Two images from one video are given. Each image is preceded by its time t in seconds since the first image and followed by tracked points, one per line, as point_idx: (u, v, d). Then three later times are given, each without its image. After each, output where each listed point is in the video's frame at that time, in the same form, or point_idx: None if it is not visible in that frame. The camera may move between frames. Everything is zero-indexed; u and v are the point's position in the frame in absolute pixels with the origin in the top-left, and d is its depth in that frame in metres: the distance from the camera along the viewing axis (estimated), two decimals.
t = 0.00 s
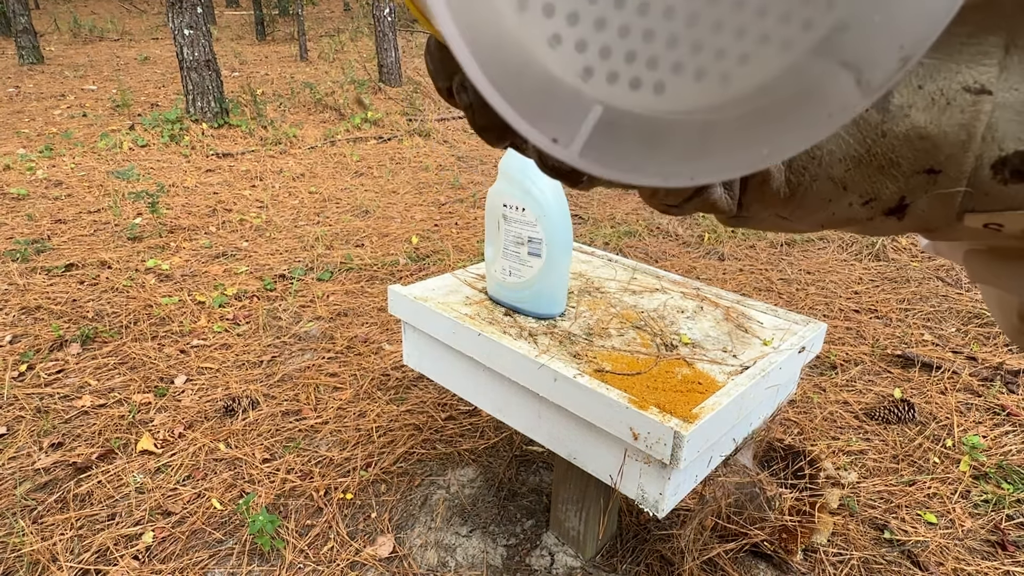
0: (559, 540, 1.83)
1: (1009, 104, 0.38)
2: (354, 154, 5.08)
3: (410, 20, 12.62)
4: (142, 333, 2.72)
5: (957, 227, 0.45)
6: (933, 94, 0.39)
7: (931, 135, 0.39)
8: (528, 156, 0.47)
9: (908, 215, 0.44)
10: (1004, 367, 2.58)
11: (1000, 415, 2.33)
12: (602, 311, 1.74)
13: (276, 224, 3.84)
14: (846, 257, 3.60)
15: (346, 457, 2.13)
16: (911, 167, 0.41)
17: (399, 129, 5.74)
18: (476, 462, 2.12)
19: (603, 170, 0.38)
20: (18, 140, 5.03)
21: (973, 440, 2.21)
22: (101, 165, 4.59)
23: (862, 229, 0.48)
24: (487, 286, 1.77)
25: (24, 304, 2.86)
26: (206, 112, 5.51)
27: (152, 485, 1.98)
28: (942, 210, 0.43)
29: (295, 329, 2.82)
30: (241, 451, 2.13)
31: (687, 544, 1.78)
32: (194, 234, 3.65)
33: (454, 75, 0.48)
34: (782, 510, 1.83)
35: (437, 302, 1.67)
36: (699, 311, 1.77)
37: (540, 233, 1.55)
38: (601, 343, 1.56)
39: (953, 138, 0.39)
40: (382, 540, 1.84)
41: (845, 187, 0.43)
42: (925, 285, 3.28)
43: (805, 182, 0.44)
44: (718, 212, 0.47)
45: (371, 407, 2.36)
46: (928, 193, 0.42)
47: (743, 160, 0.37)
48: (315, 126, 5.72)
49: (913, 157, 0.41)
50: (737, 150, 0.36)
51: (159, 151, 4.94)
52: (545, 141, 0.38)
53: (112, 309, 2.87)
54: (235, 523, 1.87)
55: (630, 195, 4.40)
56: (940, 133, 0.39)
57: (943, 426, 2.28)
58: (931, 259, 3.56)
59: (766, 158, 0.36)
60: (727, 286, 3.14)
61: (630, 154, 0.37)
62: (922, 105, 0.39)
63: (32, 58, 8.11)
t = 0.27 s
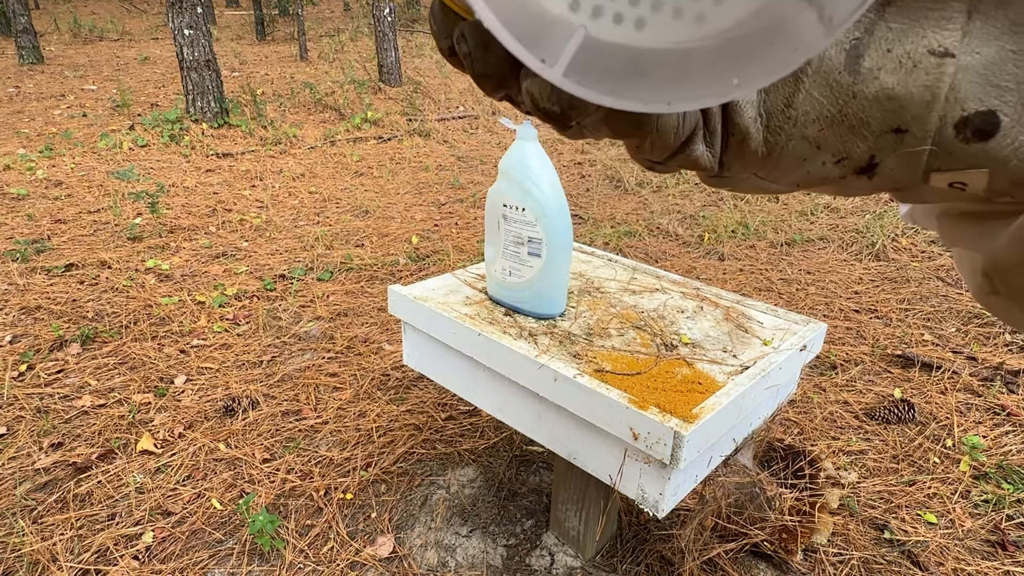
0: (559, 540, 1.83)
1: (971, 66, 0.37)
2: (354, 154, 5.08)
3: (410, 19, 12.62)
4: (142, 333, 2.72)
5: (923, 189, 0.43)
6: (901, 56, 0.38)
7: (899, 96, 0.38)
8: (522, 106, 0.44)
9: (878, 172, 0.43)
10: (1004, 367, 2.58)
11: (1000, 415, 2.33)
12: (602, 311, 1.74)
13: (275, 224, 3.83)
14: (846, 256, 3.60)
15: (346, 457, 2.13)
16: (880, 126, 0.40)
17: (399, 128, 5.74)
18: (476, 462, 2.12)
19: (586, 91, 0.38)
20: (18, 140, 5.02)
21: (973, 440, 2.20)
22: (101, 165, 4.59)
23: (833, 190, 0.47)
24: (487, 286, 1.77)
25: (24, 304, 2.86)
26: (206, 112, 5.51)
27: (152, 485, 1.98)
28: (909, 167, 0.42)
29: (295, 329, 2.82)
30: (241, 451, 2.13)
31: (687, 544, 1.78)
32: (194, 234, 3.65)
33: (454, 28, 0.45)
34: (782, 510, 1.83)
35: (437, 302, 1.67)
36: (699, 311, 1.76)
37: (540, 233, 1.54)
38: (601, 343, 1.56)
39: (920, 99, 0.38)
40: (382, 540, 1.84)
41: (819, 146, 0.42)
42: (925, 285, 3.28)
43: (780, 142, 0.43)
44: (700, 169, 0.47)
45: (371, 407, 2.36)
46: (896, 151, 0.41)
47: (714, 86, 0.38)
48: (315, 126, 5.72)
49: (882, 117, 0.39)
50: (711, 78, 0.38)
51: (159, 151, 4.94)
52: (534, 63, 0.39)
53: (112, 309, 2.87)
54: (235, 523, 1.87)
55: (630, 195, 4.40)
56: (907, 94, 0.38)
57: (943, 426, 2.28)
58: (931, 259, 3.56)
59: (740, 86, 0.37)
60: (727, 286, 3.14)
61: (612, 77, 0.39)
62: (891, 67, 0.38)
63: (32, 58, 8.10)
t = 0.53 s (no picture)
0: (559, 540, 1.83)
1: (949, 54, 0.37)
2: (354, 154, 5.08)
3: (410, 19, 12.62)
4: (142, 333, 2.72)
5: (902, 174, 0.43)
6: (881, 43, 0.38)
7: (878, 81, 0.39)
8: (514, 87, 0.46)
9: (858, 157, 0.43)
10: (1004, 367, 2.58)
11: (1000, 415, 2.33)
12: (602, 311, 1.74)
13: (276, 224, 3.84)
14: (846, 256, 3.61)
15: (346, 457, 2.13)
16: (860, 111, 0.40)
17: (399, 129, 5.74)
18: (476, 462, 2.12)
19: (573, 77, 0.40)
20: (18, 140, 5.02)
21: (973, 440, 2.20)
22: (101, 165, 4.59)
23: (816, 171, 0.47)
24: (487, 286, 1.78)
25: (24, 304, 2.86)
26: (206, 112, 5.51)
27: (152, 485, 1.98)
28: (889, 153, 0.42)
29: (295, 329, 2.82)
30: (241, 451, 2.13)
31: (687, 544, 1.78)
32: (194, 234, 3.65)
33: (447, 6, 0.44)
34: (781, 510, 1.82)
35: (437, 302, 1.67)
36: (699, 311, 1.77)
37: (540, 233, 1.54)
38: (601, 343, 1.56)
39: (899, 84, 0.38)
40: (382, 540, 1.84)
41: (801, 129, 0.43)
42: (925, 284, 3.28)
43: (764, 124, 0.44)
44: (687, 149, 0.49)
45: (371, 407, 2.36)
46: (875, 136, 0.41)
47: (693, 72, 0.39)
48: (315, 126, 5.73)
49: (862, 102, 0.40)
50: (691, 65, 0.39)
51: (159, 151, 4.94)
52: (523, 49, 0.40)
53: (112, 309, 2.87)
54: (236, 524, 1.87)
55: (631, 195, 4.41)
56: (886, 79, 0.38)
57: (943, 426, 2.28)
58: (931, 259, 3.56)
59: (719, 74, 0.39)
60: (727, 286, 3.15)
61: (597, 62, 0.39)
62: (872, 53, 0.38)
63: (32, 58, 8.10)
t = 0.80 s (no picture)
0: (559, 540, 1.83)
1: (947, 41, 0.37)
2: (354, 154, 5.08)
3: (410, 19, 12.62)
4: (142, 333, 2.72)
5: (897, 163, 0.44)
6: (879, 30, 0.38)
7: (874, 69, 0.39)
8: (508, 74, 0.45)
9: (853, 147, 0.43)
10: (1004, 367, 2.58)
11: (1000, 415, 2.33)
12: (602, 311, 1.74)
13: (276, 224, 3.84)
14: (846, 256, 3.61)
15: (346, 457, 2.12)
16: (856, 100, 0.40)
17: (399, 128, 5.74)
18: (476, 462, 2.12)
19: (569, 60, 0.39)
20: (18, 140, 5.02)
21: (973, 440, 2.20)
22: (101, 165, 4.59)
23: (810, 161, 0.48)
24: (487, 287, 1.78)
25: (24, 304, 2.86)
26: (206, 112, 5.52)
27: (152, 485, 1.98)
28: (883, 143, 0.42)
29: (295, 329, 2.82)
30: (241, 451, 2.13)
31: (687, 544, 1.78)
32: (194, 234, 3.65)
33: None
34: (781, 510, 1.82)
35: (437, 302, 1.67)
36: (699, 311, 1.77)
37: (540, 233, 1.54)
38: (601, 343, 1.56)
39: (895, 72, 0.38)
40: (382, 540, 1.84)
41: (796, 118, 0.43)
42: (925, 284, 3.28)
43: (760, 113, 0.44)
44: (683, 140, 0.48)
45: (371, 407, 2.36)
46: (870, 125, 0.41)
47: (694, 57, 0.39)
48: (315, 126, 5.73)
49: (858, 90, 0.40)
50: (691, 49, 0.38)
51: (159, 151, 4.94)
52: (518, 32, 0.38)
53: (112, 309, 2.87)
54: (236, 524, 1.87)
55: (631, 195, 4.41)
56: (883, 68, 0.38)
57: (943, 426, 2.28)
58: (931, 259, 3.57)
59: (719, 59, 0.39)
60: (727, 286, 3.15)
61: (595, 45, 0.38)
62: (869, 41, 0.38)
63: (32, 58, 8.10)
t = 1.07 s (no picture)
0: (559, 540, 1.83)
1: (948, 34, 0.38)
2: (354, 154, 5.08)
3: (410, 18, 12.63)
4: (142, 333, 2.72)
5: (896, 158, 0.44)
6: (879, 22, 0.38)
7: (875, 61, 0.39)
8: (502, 62, 0.44)
9: (851, 140, 0.43)
10: (1004, 367, 2.58)
11: (1000, 415, 2.33)
12: (602, 311, 1.74)
13: (276, 224, 3.84)
14: (846, 256, 3.61)
15: (346, 457, 2.13)
16: (856, 92, 0.40)
17: (399, 128, 5.74)
18: (476, 462, 2.12)
19: (565, 45, 0.39)
20: (18, 140, 5.02)
21: (973, 440, 2.20)
22: (101, 165, 4.59)
23: (808, 156, 0.48)
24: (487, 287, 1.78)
25: (24, 304, 2.86)
26: (206, 112, 5.52)
27: (152, 485, 1.98)
28: (883, 136, 0.42)
29: (295, 329, 2.82)
30: (241, 451, 2.13)
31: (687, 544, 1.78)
32: (194, 234, 3.65)
33: None
34: (781, 510, 1.82)
35: (437, 302, 1.67)
36: (699, 311, 1.77)
37: (540, 233, 1.54)
38: (601, 343, 1.56)
39: (897, 64, 0.39)
40: (382, 540, 1.84)
41: (795, 111, 0.43)
42: (925, 285, 3.28)
43: (759, 105, 0.43)
44: (678, 132, 0.48)
45: (371, 407, 2.37)
46: (870, 119, 0.41)
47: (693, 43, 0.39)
48: (315, 126, 5.73)
49: (858, 83, 0.40)
50: (689, 36, 0.38)
51: (159, 151, 4.94)
52: (514, 14, 0.38)
53: (112, 309, 2.87)
54: (236, 523, 1.87)
55: (630, 195, 4.41)
56: (883, 60, 0.39)
57: (943, 426, 2.28)
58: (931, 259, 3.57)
59: (718, 45, 0.38)
60: (727, 286, 3.15)
61: (592, 31, 0.38)
62: (870, 32, 0.39)
63: (32, 58, 8.10)
